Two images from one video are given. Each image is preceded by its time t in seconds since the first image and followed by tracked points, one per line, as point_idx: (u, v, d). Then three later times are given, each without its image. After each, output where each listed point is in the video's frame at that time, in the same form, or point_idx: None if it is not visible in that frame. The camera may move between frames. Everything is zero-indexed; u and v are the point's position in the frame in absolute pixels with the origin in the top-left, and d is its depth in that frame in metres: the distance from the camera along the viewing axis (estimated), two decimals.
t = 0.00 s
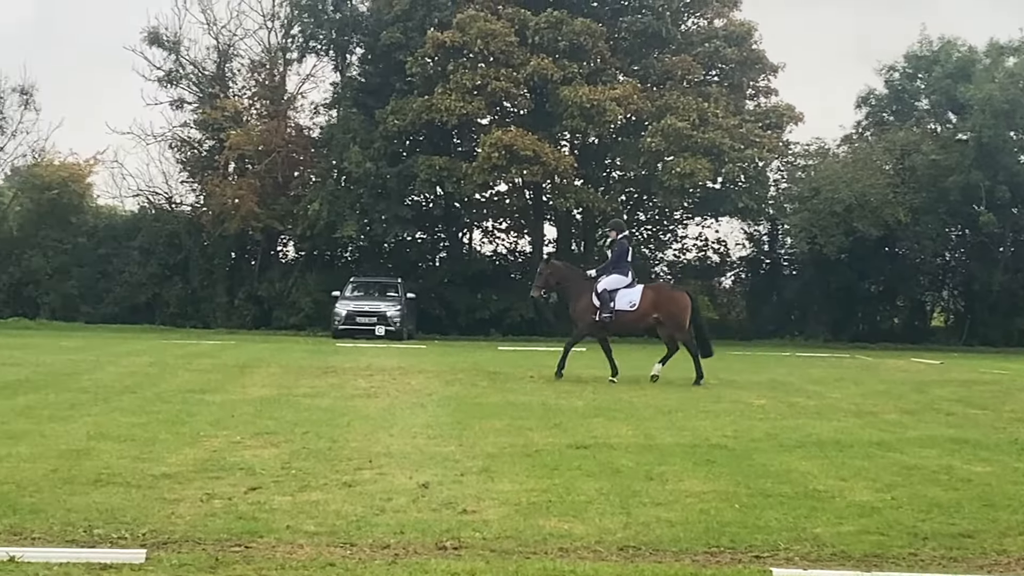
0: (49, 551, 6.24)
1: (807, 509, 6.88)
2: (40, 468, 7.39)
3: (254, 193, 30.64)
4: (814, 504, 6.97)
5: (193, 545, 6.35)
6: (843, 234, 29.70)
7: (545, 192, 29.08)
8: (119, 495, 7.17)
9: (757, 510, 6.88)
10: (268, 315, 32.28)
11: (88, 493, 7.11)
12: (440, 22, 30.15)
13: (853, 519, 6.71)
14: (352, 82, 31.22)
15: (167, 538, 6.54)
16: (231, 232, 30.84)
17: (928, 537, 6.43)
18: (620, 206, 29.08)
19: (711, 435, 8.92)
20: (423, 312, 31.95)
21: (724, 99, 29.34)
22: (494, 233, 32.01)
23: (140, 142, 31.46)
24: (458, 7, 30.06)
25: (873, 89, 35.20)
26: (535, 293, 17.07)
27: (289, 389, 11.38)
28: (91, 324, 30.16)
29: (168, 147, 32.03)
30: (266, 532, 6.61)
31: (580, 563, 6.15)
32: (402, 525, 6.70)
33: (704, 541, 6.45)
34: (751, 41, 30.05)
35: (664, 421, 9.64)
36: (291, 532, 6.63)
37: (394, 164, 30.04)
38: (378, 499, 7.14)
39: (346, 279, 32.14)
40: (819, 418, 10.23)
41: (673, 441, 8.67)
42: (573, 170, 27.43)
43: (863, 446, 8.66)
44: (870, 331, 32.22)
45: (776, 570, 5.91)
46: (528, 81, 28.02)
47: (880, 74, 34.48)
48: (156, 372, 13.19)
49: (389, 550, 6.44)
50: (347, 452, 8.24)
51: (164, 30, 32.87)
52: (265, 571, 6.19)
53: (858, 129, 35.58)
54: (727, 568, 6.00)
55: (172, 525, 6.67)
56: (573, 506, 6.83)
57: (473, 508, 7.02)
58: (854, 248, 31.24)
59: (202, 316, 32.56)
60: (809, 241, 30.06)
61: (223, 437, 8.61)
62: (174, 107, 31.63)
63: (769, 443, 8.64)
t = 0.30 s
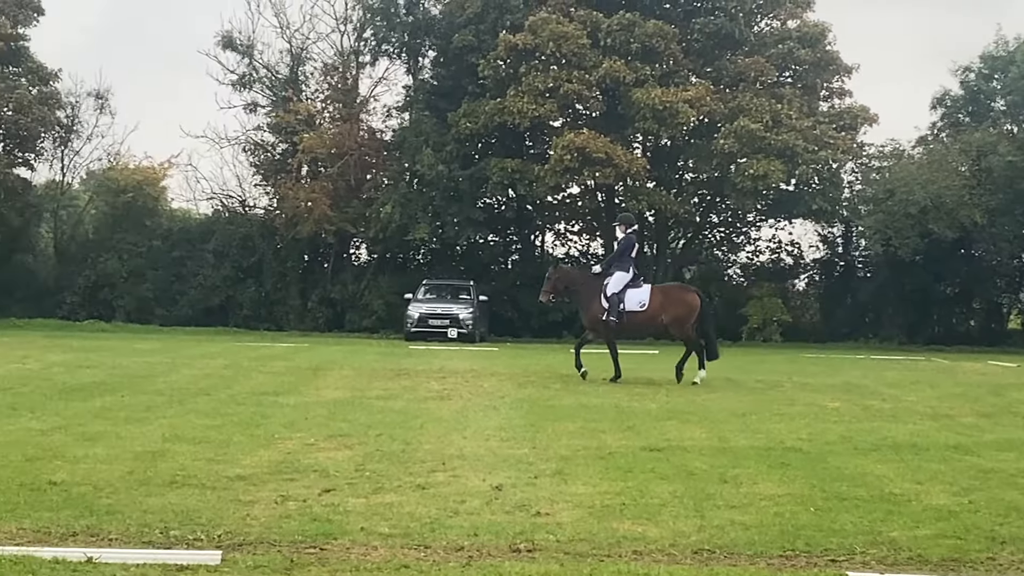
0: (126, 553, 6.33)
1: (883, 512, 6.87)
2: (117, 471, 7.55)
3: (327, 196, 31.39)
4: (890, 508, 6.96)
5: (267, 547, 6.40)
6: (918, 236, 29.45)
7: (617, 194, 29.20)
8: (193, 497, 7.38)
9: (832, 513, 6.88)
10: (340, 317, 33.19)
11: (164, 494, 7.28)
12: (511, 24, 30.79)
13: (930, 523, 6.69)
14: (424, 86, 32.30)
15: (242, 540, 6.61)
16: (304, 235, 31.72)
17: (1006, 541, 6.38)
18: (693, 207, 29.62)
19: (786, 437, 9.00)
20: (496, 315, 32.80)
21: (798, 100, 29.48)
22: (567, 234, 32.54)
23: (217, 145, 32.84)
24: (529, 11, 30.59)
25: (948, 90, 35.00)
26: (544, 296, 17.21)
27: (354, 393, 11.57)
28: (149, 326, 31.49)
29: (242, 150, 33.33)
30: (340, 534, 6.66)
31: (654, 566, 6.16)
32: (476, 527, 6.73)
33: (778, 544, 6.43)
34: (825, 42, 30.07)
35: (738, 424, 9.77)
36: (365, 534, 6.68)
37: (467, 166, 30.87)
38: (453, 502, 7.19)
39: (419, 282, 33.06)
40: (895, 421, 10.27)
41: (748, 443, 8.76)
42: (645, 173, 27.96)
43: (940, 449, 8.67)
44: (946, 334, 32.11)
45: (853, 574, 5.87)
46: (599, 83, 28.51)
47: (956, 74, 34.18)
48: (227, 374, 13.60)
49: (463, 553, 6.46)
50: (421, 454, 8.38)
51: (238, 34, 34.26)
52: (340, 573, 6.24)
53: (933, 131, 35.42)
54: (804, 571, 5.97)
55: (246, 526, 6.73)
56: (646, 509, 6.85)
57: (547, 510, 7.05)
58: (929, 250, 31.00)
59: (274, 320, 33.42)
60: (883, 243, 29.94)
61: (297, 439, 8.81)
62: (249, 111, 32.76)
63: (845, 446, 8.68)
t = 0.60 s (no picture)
0: (196, 554, 6.42)
1: (953, 514, 6.84)
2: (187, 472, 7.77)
3: (394, 198, 32.09)
4: (961, 510, 6.93)
5: (336, 548, 6.43)
6: (988, 237, 29.16)
7: (685, 196, 29.67)
8: (261, 498, 7.61)
9: (902, 515, 6.86)
10: (407, 319, 34.13)
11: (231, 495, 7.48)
12: (579, 26, 31.20)
13: (1001, 526, 6.64)
14: (491, 87, 33.22)
15: (311, 540, 6.64)
16: (371, 236, 32.36)
17: None
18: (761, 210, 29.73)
19: (855, 439, 9.06)
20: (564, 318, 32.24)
21: (867, 101, 29.45)
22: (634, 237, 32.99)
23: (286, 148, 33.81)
24: (595, 12, 30.83)
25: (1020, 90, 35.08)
26: (551, 301, 18.16)
27: (411, 396, 11.76)
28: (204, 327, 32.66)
29: (310, 153, 34.13)
30: (408, 535, 6.68)
31: (723, 567, 6.15)
32: (544, 529, 6.75)
33: (847, 547, 6.40)
34: (894, 42, 29.97)
35: (807, 426, 9.88)
36: (434, 535, 6.69)
37: (534, 168, 31.38)
38: (521, 503, 7.21)
39: (486, 283, 33.89)
40: (966, 422, 10.29)
41: (816, 444, 8.84)
42: (713, 174, 28.18)
43: (1010, 450, 8.64)
44: (1018, 335, 31.73)
45: None
46: (667, 85, 28.55)
47: None
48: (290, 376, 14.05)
49: (532, 554, 6.46)
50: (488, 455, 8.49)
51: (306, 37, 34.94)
52: (409, 573, 6.26)
53: (1005, 130, 35.29)
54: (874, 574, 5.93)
55: (313, 527, 6.80)
56: (714, 512, 6.85)
57: (615, 512, 7.05)
58: (1000, 251, 30.48)
59: (343, 320, 34.39)
60: (953, 244, 29.57)
61: (366, 440, 9.03)
62: (316, 114, 33.53)
63: (914, 448, 8.68)
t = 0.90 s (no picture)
0: (257, 554, 6.50)
1: (1018, 518, 6.81)
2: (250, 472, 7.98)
3: (455, 199, 33.62)
4: None
5: (397, 549, 6.46)
6: None
7: (745, 196, 30.18)
8: (323, 499, 7.77)
9: (965, 518, 6.84)
10: (468, 319, 35.91)
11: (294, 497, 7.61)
12: (638, 26, 31.68)
13: None
14: (552, 88, 34.47)
15: (372, 541, 6.66)
16: (433, 235, 33.80)
17: None
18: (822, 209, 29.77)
19: (916, 440, 9.13)
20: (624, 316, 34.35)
21: (929, 100, 29.47)
22: (695, 237, 34.20)
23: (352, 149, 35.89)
24: (655, 11, 31.36)
25: None
26: (551, 300, 17.95)
27: (462, 402, 11.91)
28: (257, 326, 34.93)
29: (371, 154, 36.16)
30: (469, 536, 6.69)
31: (785, 569, 6.13)
32: (605, 530, 6.75)
33: (911, 549, 6.36)
34: (957, 41, 30.05)
35: (868, 427, 10.00)
36: (495, 537, 6.70)
37: (595, 168, 32.55)
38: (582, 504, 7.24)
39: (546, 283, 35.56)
40: None
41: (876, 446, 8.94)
42: (775, 173, 28.63)
43: None
44: None
45: None
46: (729, 85, 28.95)
47: None
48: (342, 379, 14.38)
49: (592, 556, 6.45)
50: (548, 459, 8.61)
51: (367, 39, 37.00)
52: (470, 574, 6.27)
53: None
54: None
55: (373, 527, 6.85)
56: (776, 513, 6.85)
57: (676, 513, 7.06)
58: None
59: (403, 320, 36.56)
60: (1017, 244, 29.38)
61: (428, 440, 9.33)
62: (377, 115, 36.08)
63: (975, 450, 8.67)
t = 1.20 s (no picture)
0: (313, 553, 6.59)
1: None
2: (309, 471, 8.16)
3: (511, 200, 33.90)
4: None
5: (455, 549, 6.51)
6: None
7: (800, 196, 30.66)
8: (380, 497, 7.90)
9: None
10: (524, 319, 36.41)
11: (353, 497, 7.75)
12: (694, 26, 32.46)
13: None
14: (609, 89, 34.89)
15: (429, 541, 6.70)
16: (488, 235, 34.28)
17: None
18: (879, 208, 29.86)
19: (975, 441, 9.16)
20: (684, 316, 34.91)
21: (987, 100, 29.55)
22: (751, 238, 34.35)
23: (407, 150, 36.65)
24: (712, 12, 32.04)
25: None
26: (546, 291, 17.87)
27: (514, 407, 12.08)
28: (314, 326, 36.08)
29: (427, 154, 36.78)
30: (526, 537, 6.71)
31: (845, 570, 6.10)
32: (662, 530, 6.76)
33: (970, 550, 6.33)
34: (1016, 39, 29.93)
35: (926, 428, 10.11)
36: (553, 537, 6.72)
37: (652, 168, 33.08)
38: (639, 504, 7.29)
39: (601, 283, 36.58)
40: None
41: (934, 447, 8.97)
42: (832, 173, 28.79)
43: None
44: None
45: None
46: (785, 84, 29.32)
47: None
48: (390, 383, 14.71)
49: (650, 556, 6.45)
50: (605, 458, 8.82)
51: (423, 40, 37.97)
52: (527, 575, 6.28)
53: None
54: None
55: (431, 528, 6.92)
56: (834, 513, 6.86)
57: (732, 514, 7.09)
58: None
59: (459, 321, 37.22)
60: None
61: (484, 441, 9.64)
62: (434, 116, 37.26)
63: None
